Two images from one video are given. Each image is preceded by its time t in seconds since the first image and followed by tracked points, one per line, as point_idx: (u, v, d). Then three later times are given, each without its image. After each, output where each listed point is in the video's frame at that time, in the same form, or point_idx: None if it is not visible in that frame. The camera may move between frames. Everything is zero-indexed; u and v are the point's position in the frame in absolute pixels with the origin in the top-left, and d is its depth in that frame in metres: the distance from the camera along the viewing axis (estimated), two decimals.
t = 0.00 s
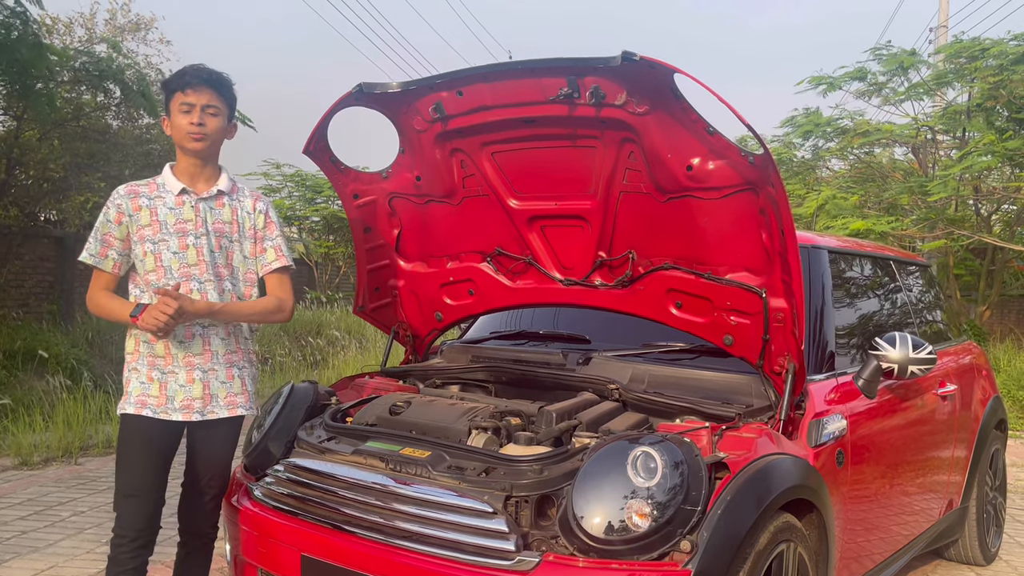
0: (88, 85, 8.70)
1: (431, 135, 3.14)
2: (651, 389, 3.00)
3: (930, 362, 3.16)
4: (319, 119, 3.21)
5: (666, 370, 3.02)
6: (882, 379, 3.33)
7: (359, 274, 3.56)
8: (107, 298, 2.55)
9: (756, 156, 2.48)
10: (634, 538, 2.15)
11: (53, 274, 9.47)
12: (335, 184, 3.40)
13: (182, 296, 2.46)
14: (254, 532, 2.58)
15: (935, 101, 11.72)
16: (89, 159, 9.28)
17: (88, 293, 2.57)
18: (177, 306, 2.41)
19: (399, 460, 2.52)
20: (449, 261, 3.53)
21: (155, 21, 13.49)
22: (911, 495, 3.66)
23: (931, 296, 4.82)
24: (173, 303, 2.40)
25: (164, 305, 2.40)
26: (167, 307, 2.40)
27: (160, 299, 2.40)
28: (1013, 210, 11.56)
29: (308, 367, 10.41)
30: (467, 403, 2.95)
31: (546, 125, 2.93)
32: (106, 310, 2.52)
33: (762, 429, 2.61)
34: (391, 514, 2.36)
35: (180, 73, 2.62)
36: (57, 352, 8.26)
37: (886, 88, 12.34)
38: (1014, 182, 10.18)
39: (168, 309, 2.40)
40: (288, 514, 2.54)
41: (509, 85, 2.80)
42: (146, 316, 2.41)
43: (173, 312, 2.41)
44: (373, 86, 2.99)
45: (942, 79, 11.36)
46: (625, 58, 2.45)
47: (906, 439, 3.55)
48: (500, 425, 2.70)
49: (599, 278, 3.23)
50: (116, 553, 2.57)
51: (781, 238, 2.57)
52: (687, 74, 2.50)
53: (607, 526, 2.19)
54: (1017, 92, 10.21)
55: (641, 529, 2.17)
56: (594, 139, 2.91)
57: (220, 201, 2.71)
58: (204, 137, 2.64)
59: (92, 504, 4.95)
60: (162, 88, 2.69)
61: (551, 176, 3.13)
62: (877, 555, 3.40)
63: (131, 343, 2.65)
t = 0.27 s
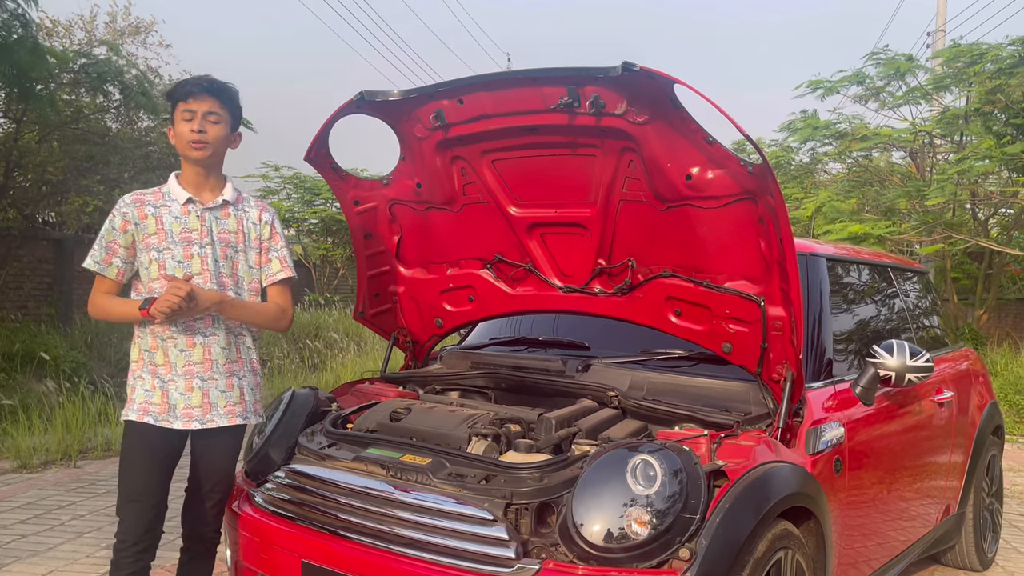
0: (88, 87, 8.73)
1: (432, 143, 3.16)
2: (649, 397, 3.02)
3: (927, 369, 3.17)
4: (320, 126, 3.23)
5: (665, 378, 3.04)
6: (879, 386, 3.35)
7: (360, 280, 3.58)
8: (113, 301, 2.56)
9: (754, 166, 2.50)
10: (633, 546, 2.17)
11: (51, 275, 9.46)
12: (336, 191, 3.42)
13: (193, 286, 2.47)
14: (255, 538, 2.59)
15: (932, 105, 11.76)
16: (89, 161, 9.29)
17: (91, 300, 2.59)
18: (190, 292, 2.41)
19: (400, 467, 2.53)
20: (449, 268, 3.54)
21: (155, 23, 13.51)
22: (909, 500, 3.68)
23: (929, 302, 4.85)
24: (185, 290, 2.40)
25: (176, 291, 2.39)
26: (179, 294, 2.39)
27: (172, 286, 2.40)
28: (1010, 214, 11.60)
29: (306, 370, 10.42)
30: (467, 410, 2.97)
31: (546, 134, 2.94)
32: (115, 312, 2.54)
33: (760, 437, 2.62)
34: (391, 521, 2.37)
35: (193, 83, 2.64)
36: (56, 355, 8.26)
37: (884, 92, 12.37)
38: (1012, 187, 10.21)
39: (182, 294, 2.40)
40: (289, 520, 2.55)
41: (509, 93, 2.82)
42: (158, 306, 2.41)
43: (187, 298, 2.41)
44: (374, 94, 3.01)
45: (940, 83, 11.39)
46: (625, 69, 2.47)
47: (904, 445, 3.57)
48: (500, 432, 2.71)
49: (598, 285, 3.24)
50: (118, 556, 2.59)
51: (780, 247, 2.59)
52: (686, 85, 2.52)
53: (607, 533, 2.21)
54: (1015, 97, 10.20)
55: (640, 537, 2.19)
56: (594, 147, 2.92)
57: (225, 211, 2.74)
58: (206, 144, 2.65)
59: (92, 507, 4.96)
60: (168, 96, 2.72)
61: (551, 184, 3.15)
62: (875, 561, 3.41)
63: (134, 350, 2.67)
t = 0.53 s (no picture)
0: (87, 90, 8.73)
1: (431, 149, 3.18)
2: (647, 402, 3.04)
3: (923, 375, 3.19)
4: (320, 132, 3.24)
5: (662, 384, 3.06)
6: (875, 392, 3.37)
7: (359, 285, 3.60)
8: (117, 310, 2.55)
9: (751, 174, 2.52)
10: (630, 551, 2.18)
11: (48, 278, 9.45)
12: (336, 197, 3.44)
13: (217, 304, 2.52)
14: (254, 543, 2.60)
15: (929, 109, 11.80)
16: (87, 164, 9.29)
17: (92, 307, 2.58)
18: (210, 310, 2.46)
19: (398, 472, 2.54)
20: (448, 273, 3.56)
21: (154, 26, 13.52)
22: (905, 504, 3.70)
23: (925, 306, 4.87)
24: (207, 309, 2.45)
25: (202, 311, 2.45)
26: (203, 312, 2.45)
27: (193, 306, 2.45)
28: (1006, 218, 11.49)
29: (304, 372, 10.42)
30: (466, 415, 2.99)
31: (545, 140, 2.96)
32: (121, 321, 2.53)
33: (757, 442, 2.64)
34: (390, 526, 2.38)
35: (202, 91, 2.66)
36: (54, 358, 8.25)
37: (881, 96, 12.41)
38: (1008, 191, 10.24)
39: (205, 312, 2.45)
40: (287, 525, 2.56)
41: (508, 101, 2.83)
42: (182, 323, 2.45)
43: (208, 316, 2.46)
44: (374, 100, 3.03)
45: (937, 87, 11.43)
46: (623, 77, 2.48)
47: (900, 449, 3.59)
48: (498, 438, 2.73)
49: (596, 291, 3.26)
50: (120, 560, 2.60)
51: (776, 254, 2.61)
52: (684, 93, 2.53)
53: (604, 539, 2.22)
54: (1009, 101, 10.12)
55: (637, 542, 2.20)
56: (592, 154, 2.94)
57: (229, 219, 2.76)
58: (211, 154, 2.69)
59: (90, 511, 4.97)
60: (172, 104, 2.73)
61: (549, 190, 3.17)
62: (871, 564, 3.43)
63: (137, 357, 2.68)
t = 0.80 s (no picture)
0: (84, 93, 8.72)
1: (427, 154, 3.19)
2: (642, 406, 3.05)
3: (916, 379, 3.21)
4: (317, 136, 3.26)
5: (657, 387, 3.07)
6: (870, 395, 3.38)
7: (356, 289, 3.61)
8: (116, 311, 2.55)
9: (745, 179, 2.54)
10: (625, 554, 2.19)
11: (45, 281, 9.44)
12: (332, 202, 3.45)
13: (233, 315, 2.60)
14: (251, 547, 2.61)
15: (925, 112, 11.83)
16: (84, 167, 9.30)
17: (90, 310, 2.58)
18: (220, 330, 2.54)
19: (394, 476, 2.56)
20: (444, 276, 3.58)
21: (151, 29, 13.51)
22: (900, 505, 3.71)
23: (920, 309, 4.89)
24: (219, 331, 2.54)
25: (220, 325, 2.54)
26: (187, 287, 2.42)
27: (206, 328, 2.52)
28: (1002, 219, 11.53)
29: (301, 375, 10.42)
30: (462, 419, 3.00)
31: (540, 145, 2.98)
32: (115, 318, 2.52)
33: (751, 446, 2.66)
34: (386, 529, 2.39)
35: (202, 96, 2.68)
36: (50, 361, 8.25)
37: (877, 98, 12.45)
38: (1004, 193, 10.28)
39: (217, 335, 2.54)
40: (284, 529, 2.57)
41: (504, 106, 2.85)
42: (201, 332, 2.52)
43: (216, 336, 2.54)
44: (370, 105, 3.04)
45: (933, 90, 11.47)
46: (618, 83, 2.50)
47: (895, 451, 3.61)
48: (494, 441, 2.74)
49: (591, 295, 3.28)
50: (119, 565, 2.61)
51: (770, 258, 2.63)
52: (678, 99, 2.55)
53: (599, 542, 2.24)
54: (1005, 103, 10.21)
55: (632, 546, 2.22)
56: (587, 159, 2.96)
57: (230, 225, 2.78)
58: (212, 162, 2.70)
59: (87, 515, 4.97)
60: (172, 111, 2.74)
61: (544, 195, 3.18)
62: (866, 566, 3.44)
63: (136, 360, 2.68)
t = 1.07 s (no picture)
0: (78, 98, 8.69)
1: (421, 160, 3.20)
2: (636, 412, 3.06)
3: (910, 384, 3.21)
4: (311, 143, 3.26)
5: (651, 393, 3.08)
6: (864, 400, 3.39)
7: (350, 295, 3.61)
8: (104, 317, 2.56)
9: (738, 185, 2.54)
10: (619, 561, 2.20)
11: (41, 285, 9.43)
12: (326, 208, 3.45)
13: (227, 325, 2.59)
14: (246, 554, 2.61)
15: (920, 114, 11.86)
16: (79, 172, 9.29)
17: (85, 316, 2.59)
18: (217, 337, 2.54)
19: (389, 482, 2.56)
20: (439, 282, 3.58)
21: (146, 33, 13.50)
22: (895, 509, 3.72)
23: (914, 312, 4.90)
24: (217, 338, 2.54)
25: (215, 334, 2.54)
26: (167, 306, 2.40)
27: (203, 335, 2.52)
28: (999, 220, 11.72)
29: (297, 379, 10.40)
30: (456, 425, 3.00)
31: (533, 152, 2.98)
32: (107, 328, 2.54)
33: (745, 451, 2.66)
34: (380, 536, 2.39)
35: (196, 107, 2.68)
36: (46, 366, 8.23)
37: (872, 101, 12.48)
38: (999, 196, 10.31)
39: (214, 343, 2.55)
40: (278, 536, 2.56)
41: (497, 112, 2.85)
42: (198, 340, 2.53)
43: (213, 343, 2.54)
44: (364, 112, 3.05)
45: (928, 93, 11.50)
46: (611, 90, 2.51)
47: (890, 455, 3.62)
48: (489, 448, 2.74)
49: (585, 300, 3.29)
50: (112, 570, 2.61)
51: (763, 264, 2.64)
52: (671, 106, 2.56)
53: (594, 549, 2.24)
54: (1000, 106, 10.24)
55: (626, 552, 2.22)
56: (581, 165, 2.97)
57: (224, 232, 2.78)
58: (206, 171, 2.70)
59: (82, 520, 4.96)
60: (167, 119, 2.75)
61: (539, 201, 3.19)
62: (861, 570, 3.45)
63: (130, 367, 2.68)
